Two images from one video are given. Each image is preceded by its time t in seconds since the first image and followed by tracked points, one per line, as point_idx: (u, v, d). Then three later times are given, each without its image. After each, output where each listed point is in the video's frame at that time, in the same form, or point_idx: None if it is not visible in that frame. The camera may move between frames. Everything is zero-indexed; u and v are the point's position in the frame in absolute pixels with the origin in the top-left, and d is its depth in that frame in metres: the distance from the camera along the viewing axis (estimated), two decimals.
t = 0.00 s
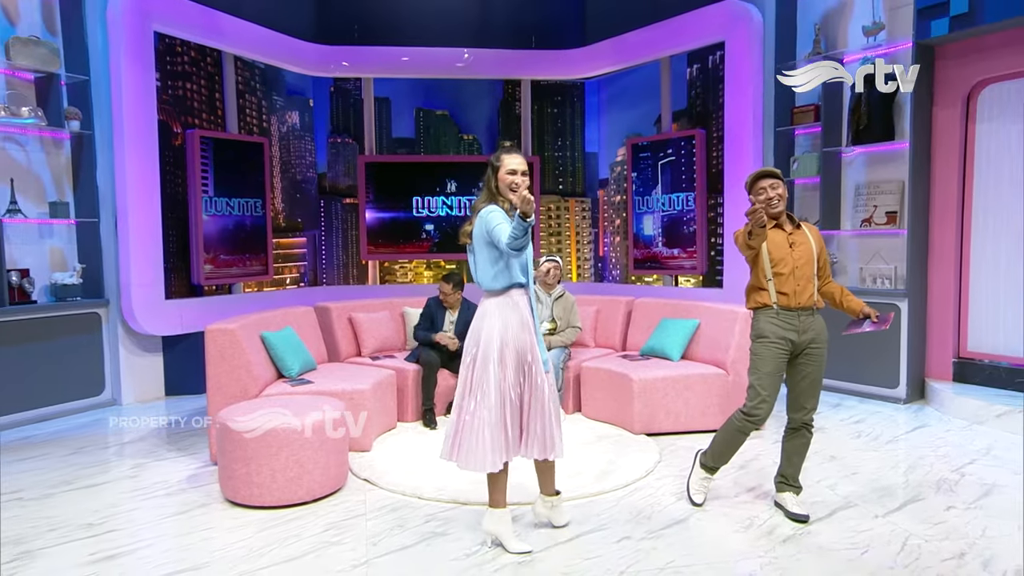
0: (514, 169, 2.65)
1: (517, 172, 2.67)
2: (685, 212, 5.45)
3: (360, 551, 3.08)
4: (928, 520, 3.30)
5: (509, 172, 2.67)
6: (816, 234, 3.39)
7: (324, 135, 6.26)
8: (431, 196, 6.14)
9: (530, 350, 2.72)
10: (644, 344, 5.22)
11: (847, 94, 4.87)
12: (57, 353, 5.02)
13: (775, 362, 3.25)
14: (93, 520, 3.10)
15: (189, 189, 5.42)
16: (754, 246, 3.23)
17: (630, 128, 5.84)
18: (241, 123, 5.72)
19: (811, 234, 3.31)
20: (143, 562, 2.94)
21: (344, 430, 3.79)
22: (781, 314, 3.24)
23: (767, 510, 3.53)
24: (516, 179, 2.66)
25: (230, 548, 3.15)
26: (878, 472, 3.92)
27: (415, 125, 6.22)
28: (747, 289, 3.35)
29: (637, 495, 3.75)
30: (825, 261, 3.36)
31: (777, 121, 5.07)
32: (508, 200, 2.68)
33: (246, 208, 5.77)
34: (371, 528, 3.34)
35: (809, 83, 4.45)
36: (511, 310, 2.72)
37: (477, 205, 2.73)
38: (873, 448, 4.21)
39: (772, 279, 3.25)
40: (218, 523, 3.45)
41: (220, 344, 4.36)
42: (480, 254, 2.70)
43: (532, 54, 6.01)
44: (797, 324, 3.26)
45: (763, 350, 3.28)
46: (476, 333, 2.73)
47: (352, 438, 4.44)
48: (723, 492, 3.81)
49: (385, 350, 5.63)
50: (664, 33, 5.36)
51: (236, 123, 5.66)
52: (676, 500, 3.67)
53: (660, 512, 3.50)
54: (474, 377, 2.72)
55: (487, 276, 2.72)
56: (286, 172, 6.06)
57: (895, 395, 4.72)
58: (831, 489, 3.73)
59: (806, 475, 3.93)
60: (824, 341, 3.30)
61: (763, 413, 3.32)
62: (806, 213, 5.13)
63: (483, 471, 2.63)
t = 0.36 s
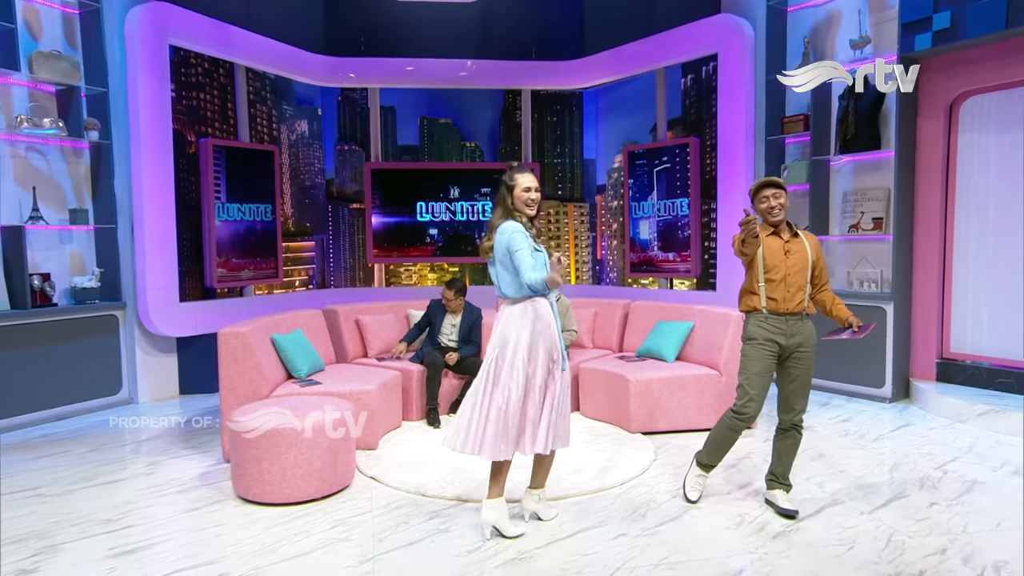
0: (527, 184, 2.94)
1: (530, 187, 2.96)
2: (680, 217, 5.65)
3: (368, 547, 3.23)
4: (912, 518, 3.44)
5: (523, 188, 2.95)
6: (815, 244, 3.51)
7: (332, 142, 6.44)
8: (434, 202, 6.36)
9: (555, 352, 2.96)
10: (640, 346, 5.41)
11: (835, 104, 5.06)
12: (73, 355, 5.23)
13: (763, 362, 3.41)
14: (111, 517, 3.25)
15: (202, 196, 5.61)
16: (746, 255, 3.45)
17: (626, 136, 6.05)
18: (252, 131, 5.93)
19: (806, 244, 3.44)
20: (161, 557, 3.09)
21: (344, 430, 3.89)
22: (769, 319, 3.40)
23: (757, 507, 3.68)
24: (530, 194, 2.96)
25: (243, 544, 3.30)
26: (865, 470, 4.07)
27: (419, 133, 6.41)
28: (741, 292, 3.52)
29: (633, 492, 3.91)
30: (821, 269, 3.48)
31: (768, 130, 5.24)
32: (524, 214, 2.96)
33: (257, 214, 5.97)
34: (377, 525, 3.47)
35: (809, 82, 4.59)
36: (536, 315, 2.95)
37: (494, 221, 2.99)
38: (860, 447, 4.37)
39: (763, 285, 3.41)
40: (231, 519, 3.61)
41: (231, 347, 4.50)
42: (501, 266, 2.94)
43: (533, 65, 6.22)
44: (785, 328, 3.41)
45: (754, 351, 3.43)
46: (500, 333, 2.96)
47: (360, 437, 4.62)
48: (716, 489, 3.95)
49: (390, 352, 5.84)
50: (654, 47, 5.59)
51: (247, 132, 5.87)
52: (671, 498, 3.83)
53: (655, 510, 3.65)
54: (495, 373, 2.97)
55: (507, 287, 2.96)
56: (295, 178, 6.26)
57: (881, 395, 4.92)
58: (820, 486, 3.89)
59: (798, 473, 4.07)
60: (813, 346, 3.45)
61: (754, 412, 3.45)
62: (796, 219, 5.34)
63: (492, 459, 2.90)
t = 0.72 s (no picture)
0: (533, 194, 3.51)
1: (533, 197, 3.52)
2: (673, 223, 5.86)
3: (373, 543, 3.39)
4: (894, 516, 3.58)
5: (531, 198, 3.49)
6: (808, 254, 3.58)
7: (338, 150, 6.68)
8: (436, 208, 6.58)
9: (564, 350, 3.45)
10: (634, 348, 5.62)
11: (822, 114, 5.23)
12: (88, 357, 5.42)
13: (754, 365, 3.54)
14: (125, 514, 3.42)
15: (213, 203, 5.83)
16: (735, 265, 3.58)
17: (622, 144, 6.28)
18: (262, 140, 6.15)
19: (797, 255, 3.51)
20: (176, 553, 3.25)
21: (344, 430, 4.00)
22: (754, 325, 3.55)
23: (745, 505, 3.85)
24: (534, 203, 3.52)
25: (253, 538, 3.46)
26: (849, 469, 4.24)
27: (422, 141, 6.64)
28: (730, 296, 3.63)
29: (627, 490, 4.08)
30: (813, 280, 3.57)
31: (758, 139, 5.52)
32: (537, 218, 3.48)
33: (266, 220, 6.19)
34: (381, 523, 3.62)
35: (809, 81, 4.74)
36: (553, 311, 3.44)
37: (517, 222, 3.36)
38: (845, 446, 4.55)
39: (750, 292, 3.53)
40: (242, 513, 3.78)
41: (242, 349, 4.71)
42: (530, 263, 3.33)
43: (532, 76, 6.46)
44: (770, 333, 3.54)
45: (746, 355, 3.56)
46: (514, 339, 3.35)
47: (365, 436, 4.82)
48: (706, 487, 4.12)
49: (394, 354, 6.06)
50: (650, 59, 5.78)
51: (256, 140, 6.08)
52: (662, 496, 4.00)
53: (648, 508, 3.82)
54: (516, 373, 3.37)
55: (529, 282, 3.35)
56: (303, 185, 6.48)
57: (865, 394, 5.17)
58: (805, 485, 4.05)
59: (785, 473, 4.24)
60: (799, 353, 3.58)
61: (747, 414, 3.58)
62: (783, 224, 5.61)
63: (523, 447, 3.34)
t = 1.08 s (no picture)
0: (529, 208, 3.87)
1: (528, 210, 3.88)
2: (666, 228, 6.07)
3: (374, 537, 3.49)
4: (880, 512, 3.68)
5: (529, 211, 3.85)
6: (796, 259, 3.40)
7: (344, 157, 6.89)
8: (438, 212, 6.79)
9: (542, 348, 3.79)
10: (629, 348, 5.83)
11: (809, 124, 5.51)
12: (102, 356, 5.62)
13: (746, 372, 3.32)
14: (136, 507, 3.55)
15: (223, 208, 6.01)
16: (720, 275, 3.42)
17: (618, 151, 6.50)
18: (270, 147, 6.36)
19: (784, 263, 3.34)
20: (183, 545, 3.37)
21: (344, 430, 4.06)
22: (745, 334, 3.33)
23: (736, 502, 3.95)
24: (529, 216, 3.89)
25: (258, 531, 3.57)
26: (838, 466, 4.36)
27: (425, 148, 6.86)
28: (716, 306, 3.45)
29: (621, 487, 4.20)
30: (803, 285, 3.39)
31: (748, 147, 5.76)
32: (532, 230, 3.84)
33: (274, 224, 6.38)
34: (384, 519, 3.70)
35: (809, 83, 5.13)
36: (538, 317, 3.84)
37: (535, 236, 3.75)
38: (834, 444, 4.68)
39: (739, 302, 3.33)
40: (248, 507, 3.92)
41: (252, 351, 4.92)
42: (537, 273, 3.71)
43: (530, 84, 6.69)
44: (760, 343, 3.35)
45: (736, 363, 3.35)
46: (507, 336, 3.63)
47: (369, 434, 5.00)
48: (699, 484, 4.23)
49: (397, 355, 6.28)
50: (644, 70, 6.00)
51: (265, 147, 6.29)
52: (656, 492, 4.11)
53: (641, 504, 3.93)
54: (511, 367, 3.65)
55: (528, 288, 3.69)
56: (310, 190, 6.70)
57: (850, 393, 5.40)
58: (794, 481, 4.16)
59: (775, 469, 4.36)
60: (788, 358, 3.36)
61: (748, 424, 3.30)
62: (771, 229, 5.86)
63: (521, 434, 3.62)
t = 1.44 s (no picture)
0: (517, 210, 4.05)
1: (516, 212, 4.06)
2: (661, 229, 6.28)
3: (380, 530, 3.65)
4: (863, 505, 3.86)
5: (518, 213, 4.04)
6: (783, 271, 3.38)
7: (350, 160, 7.10)
8: (441, 214, 7.01)
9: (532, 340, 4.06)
10: (624, 347, 6.04)
11: (798, 129, 5.71)
12: (118, 354, 5.83)
13: (736, 387, 3.31)
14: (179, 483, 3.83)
15: (233, 211, 6.21)
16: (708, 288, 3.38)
17: (614, 155, 6.70)
18: (279, 152, 6.57)
19: (772, 274, 3.32)
20: (198, 536, 3.55)
21: (343, 430, 4.18)
22: (735, 347, 3.31)
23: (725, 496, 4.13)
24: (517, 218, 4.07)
25: (269, 522, 3.74)
26: (825, 460, 4.54)
27: (428, 152, 7.08)
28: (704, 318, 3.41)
29: (617, 482, 4.37)
30: (792, 295, 3.37)
31: (740, 152, 5.95)
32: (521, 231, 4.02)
33: (283, 226, 6.59)
34: (390, 513, 3.86)
35: (810, 82, 5.49)
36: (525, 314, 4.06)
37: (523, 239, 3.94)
38: (822, 440, 4.85)
39: (729, 317, 3.30)
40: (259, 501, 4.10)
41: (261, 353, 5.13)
42: (525, 273, 3.93)
43: (529, 90, 6.93)
44: (749, 355, 3.33)
45: (726, 379, 3.33)
46: (507, 327, 3.90)
47: (374, 430, 5.21)
48: (691, 479, 4.41)
49: (401, 353, 6.50)
50: (640, 78, 6.20)
51: (273, 151, 6.49)
52: (649, 487, 4.28)
53: (636, 499, 4.09)
54: (506, 358, 3.90)
55: (516, 287, 3.93)
56: (317, 193, 6.91)
57: (837, 390, 5.61)
58: (782, 475, 4.34)
59: (765, 464, 4.53)
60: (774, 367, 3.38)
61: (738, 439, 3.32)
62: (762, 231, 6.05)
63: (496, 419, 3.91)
